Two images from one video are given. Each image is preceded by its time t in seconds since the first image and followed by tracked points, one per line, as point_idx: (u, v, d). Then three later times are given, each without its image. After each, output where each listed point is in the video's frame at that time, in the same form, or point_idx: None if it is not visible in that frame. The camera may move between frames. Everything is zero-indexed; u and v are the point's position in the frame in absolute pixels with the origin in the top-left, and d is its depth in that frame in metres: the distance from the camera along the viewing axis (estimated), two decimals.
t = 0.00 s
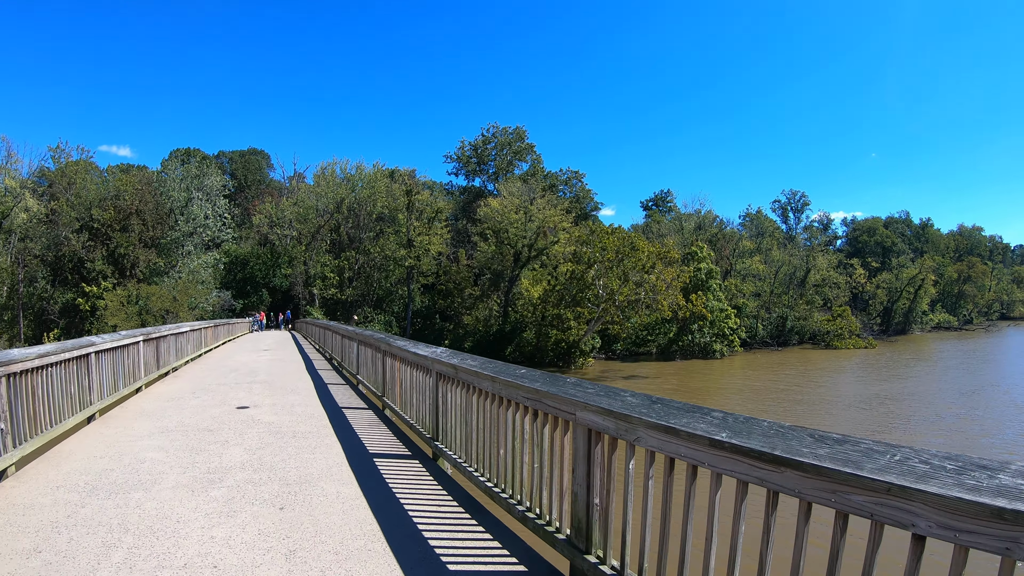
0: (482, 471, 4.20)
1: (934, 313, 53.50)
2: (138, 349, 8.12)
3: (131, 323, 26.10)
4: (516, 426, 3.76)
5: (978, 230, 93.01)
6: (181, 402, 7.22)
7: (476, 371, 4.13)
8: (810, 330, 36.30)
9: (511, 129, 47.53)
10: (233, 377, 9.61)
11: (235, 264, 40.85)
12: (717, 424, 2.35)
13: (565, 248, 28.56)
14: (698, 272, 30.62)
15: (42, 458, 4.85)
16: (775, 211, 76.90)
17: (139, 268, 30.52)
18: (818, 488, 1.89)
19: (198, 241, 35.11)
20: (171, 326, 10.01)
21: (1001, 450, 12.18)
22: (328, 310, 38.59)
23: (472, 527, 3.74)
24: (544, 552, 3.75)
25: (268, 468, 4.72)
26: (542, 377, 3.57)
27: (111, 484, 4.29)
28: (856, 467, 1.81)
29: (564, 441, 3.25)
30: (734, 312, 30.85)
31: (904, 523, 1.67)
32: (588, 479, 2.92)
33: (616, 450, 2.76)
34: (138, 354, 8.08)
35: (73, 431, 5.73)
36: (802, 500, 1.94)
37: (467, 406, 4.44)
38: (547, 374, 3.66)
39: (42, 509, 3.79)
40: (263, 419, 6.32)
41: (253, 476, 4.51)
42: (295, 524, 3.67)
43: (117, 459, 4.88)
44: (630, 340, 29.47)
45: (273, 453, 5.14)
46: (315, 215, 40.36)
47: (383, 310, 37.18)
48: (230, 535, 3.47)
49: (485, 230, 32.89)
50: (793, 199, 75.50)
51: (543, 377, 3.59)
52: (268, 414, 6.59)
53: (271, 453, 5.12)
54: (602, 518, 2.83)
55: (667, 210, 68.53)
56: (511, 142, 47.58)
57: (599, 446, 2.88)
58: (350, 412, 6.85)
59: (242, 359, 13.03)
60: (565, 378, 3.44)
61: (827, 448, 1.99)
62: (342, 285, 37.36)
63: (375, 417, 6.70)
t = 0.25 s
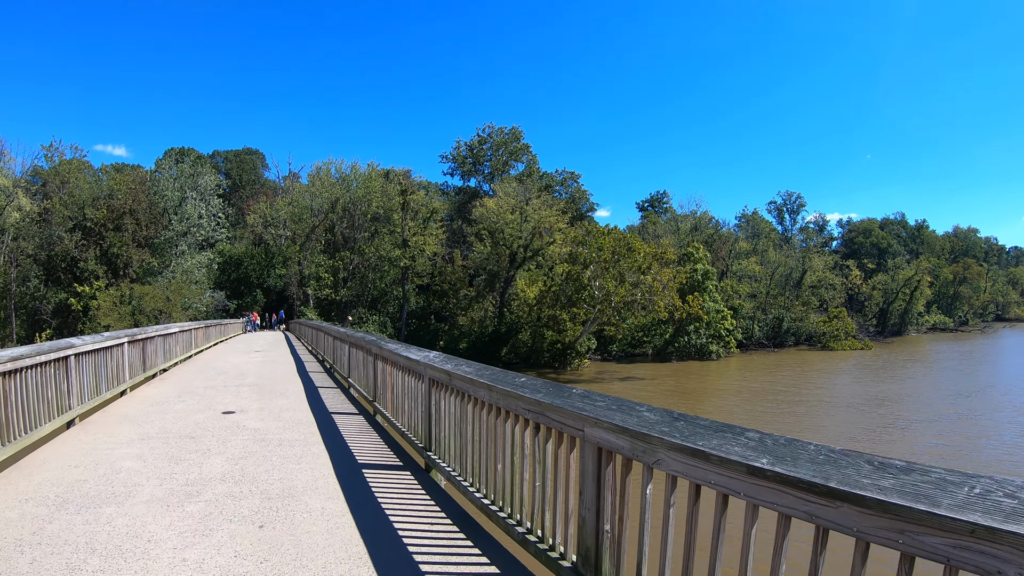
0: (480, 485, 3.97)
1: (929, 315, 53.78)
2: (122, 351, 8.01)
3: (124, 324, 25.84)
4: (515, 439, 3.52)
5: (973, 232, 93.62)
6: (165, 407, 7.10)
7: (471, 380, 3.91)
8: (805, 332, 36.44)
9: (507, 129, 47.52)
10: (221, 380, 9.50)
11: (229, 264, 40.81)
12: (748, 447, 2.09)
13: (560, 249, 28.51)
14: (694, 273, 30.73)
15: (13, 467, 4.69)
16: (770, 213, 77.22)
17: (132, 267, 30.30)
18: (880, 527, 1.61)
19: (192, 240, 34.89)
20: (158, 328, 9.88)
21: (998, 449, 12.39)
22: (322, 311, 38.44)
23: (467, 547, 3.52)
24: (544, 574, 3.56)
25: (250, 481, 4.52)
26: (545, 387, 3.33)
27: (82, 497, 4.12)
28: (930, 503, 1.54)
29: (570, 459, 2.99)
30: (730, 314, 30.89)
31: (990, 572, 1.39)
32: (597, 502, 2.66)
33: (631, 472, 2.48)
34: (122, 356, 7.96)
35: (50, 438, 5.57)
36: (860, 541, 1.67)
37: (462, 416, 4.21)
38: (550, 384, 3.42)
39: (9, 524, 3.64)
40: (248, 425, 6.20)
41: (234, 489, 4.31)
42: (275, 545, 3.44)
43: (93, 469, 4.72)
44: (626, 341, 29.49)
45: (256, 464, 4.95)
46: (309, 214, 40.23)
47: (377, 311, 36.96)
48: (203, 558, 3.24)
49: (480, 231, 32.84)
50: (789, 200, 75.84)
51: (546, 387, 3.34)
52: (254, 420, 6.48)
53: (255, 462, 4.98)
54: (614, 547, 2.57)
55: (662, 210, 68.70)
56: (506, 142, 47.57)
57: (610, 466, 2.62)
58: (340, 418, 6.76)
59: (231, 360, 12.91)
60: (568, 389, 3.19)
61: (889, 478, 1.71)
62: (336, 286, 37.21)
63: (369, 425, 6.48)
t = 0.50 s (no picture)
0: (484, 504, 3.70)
1: (926, 316, 53.97)
2: (108, 353, 7.96)
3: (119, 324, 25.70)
4: (518, 455, 3.26)
5: (970, 233, 93.97)
6: (150, 413, 7.03)
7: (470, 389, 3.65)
8: (803, 333, 36.53)
9: (504, 130, 47.50)
10: (210, 383, 9.41)
11: (225, 264, 40.95)
12: (797, 475, 1.78)
13: (558, 249, 28.47)
14: (692, 274, 30.78)
15: None
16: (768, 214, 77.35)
17: (127, 267, 30.19)
18: None
19: (187, 240, 34.78)
20: (146, 329, 9.83)
21: (997, 450, 12.49)
22: (318, 311, 38.35)
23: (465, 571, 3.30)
24: None
25: (233, 495, 4.38)
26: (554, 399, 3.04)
27: (53, 512, 3.98)
28: None
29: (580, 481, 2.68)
30: (728, 314, 30.92)
31: None
32: (613, 531, 2.36)
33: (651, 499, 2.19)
34: (108, 359, 7.90)
35: (29, 446, 5.46)
36: None
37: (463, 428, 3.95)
38: (560, 394, 3.12)
39: None
40: (234, 434, 6.10)
41: (215, 504, 4.17)
42: (254, 569, 3.26)
43: (68, 480, 4.60)
44: (624, 342, 29.50)
45: (239, 476, 4.82)
46: (305, 214, 40.05)
47: (374, 312, 36.78)
48: None
49: (477, 231, 32.84)
50: (788, 200, 76.01)
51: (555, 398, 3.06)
52: (241, 427, 6.41)
53: (238, 474, 4.86)
54: None
55: (660, 211, 68.83)
56: (504, 142, 47.54)
57: (629, 492, 2.31)
58: (331, 424, 6.72)
59: (224, 362, 12.84)
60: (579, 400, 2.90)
61: (976, 519, 1.41)
62: (332, 286, 37.10)
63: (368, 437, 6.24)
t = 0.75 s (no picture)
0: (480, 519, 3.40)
1: (924, 317, 54.18)
2: (93, 352, 7.89)
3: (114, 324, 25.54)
4: (517, 467, 2.95)
5: (967, 234, 94.30)
6: (135, 415, 6.93)
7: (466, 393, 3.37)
8: (802, 333, 36.68)
9: (502, 129, 47.50)
10: (199, 385, 9.25)
11: (221, 263, 40.93)
12: (863, 500, 1.46)
13: (555, 249, 28.44)
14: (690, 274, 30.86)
15: None
16: (766, 215, 77.49)
17: (122, 266, 30.07)
18: None
19: (183, 240, 34.66)
20: (134, 328, 9.76)
21: (999, 450, 12.56)
22: (314, 311, 38.24)
23: None
24: None
25: (209, 506, 4.12)
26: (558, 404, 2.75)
27: (18, 521, 3.76)
28: None
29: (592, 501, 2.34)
30: (726, 315, 30.99)
31: None
32: (632, 560, 2.04)
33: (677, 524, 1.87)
34: (92, 358, 7.82)
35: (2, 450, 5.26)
36: None
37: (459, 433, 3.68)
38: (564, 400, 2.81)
39: None
40: (217, 438, 5.91)
41: (190, 515, 3.92)
42: None
43: (38, 487, 4.39)
44: (621, 343, 29.52)
45: (217, 485, 4.55)
46: (301, 214, 39.89)
47: (370, 312, 36.55)
48: None
49: (474, 231, 32.77)
50: (785, 201, 76.29)
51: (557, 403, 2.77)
52: (225, 431, 6.22)
53: (218, 481, 4.63)
54: None
55: (657, 211, 68.98)
56: (502, 142, 47.53)
57: (650, 515, 2.00)
58: (320, 426, 6.62)
59: (214, 363, 12.69)
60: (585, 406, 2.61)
61: None
62: (329, 286, 36.98)
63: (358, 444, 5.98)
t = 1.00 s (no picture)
0: (480, 547, 3.11)
1: (923, 317, 54.34)
2: (78, 356, 7.77)
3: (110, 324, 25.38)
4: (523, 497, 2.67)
5: (965, 234, 94.67)
6: (118, 422, 6.79)
7: (464, 411, 3.09)
8: (801, 334, 36.77)
9: (500, 130, 47.47)
10: (188, 390, 9.10)
11: (218, 264, 40.84)
12: (975, 568, 1.20)
13: (554, 250, 28.40)
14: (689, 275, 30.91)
15: None
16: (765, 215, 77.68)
17: (118, 266, 29.92)
18: None
19: (179, 240, 34.53)
20: (122, 330, 9.63)
21: (1002, 452, 12.60)
22: (312, 312, 38.11)
23: None
24: None
25: (186, 526, 3.85)
26: (571, 429, 2.47)
27: None
28: None
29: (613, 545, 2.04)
30: (726, 316, 31.07)
31: None
32: None
33: None
34: (77, 362, 7.70)
35: None
36: None
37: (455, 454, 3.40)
38: (576, 423, 2.53)
39: None
40: (202, 448, 5.73)
41: (165, 537, 3.66)
42: None
43: (11, 502, 4.19)
44: (620, 344, 29.49)
45: (197, 502, 4.29)
46: (298, 213, 39.72)
47: (368, 312, 36.18)
48: None
49: (472, 231, 32.71)
50: (784, 201, 76.46)
51: (571, 427, 2.49)
52: (211, 440, 6.04)
53: (199, 497, 4.41)
54: None
55: (655, 212, 69.08)
56: (500, 142, 47.47)
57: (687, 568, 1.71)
58: (311, 435, 6.46)
59: (206, 366, 12.54)
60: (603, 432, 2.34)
61: None
62: (326, 287, 36.85)
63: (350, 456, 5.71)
